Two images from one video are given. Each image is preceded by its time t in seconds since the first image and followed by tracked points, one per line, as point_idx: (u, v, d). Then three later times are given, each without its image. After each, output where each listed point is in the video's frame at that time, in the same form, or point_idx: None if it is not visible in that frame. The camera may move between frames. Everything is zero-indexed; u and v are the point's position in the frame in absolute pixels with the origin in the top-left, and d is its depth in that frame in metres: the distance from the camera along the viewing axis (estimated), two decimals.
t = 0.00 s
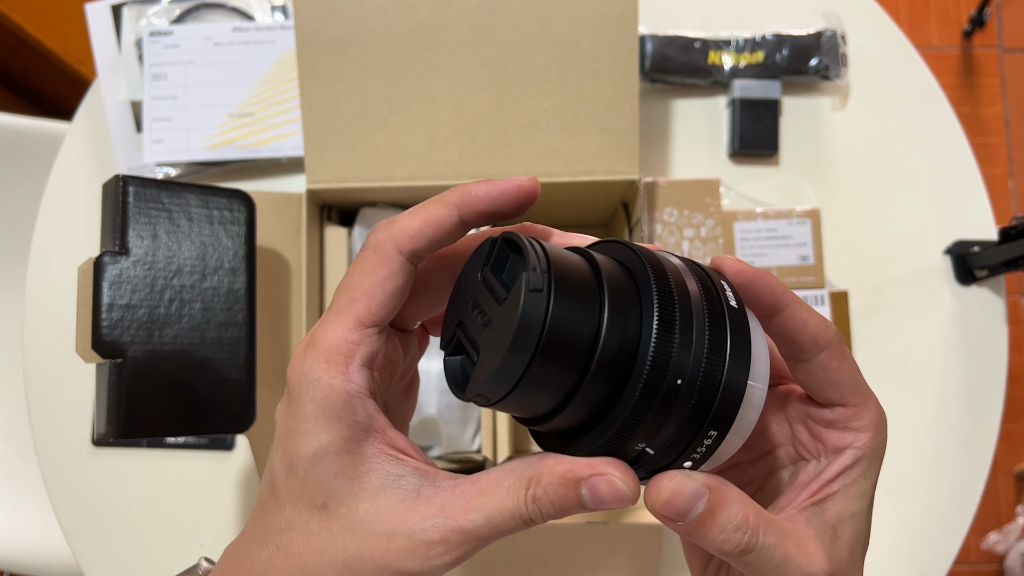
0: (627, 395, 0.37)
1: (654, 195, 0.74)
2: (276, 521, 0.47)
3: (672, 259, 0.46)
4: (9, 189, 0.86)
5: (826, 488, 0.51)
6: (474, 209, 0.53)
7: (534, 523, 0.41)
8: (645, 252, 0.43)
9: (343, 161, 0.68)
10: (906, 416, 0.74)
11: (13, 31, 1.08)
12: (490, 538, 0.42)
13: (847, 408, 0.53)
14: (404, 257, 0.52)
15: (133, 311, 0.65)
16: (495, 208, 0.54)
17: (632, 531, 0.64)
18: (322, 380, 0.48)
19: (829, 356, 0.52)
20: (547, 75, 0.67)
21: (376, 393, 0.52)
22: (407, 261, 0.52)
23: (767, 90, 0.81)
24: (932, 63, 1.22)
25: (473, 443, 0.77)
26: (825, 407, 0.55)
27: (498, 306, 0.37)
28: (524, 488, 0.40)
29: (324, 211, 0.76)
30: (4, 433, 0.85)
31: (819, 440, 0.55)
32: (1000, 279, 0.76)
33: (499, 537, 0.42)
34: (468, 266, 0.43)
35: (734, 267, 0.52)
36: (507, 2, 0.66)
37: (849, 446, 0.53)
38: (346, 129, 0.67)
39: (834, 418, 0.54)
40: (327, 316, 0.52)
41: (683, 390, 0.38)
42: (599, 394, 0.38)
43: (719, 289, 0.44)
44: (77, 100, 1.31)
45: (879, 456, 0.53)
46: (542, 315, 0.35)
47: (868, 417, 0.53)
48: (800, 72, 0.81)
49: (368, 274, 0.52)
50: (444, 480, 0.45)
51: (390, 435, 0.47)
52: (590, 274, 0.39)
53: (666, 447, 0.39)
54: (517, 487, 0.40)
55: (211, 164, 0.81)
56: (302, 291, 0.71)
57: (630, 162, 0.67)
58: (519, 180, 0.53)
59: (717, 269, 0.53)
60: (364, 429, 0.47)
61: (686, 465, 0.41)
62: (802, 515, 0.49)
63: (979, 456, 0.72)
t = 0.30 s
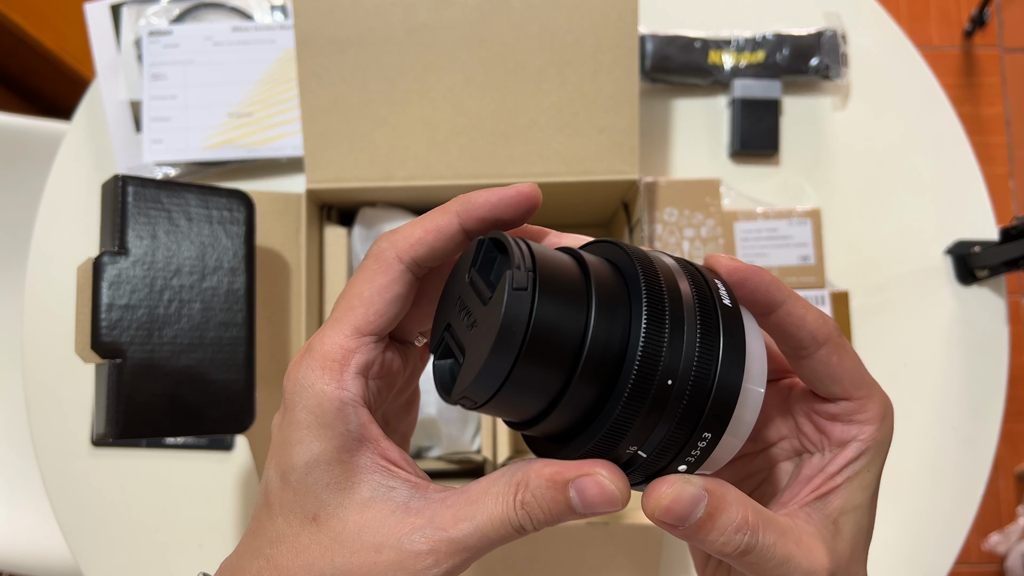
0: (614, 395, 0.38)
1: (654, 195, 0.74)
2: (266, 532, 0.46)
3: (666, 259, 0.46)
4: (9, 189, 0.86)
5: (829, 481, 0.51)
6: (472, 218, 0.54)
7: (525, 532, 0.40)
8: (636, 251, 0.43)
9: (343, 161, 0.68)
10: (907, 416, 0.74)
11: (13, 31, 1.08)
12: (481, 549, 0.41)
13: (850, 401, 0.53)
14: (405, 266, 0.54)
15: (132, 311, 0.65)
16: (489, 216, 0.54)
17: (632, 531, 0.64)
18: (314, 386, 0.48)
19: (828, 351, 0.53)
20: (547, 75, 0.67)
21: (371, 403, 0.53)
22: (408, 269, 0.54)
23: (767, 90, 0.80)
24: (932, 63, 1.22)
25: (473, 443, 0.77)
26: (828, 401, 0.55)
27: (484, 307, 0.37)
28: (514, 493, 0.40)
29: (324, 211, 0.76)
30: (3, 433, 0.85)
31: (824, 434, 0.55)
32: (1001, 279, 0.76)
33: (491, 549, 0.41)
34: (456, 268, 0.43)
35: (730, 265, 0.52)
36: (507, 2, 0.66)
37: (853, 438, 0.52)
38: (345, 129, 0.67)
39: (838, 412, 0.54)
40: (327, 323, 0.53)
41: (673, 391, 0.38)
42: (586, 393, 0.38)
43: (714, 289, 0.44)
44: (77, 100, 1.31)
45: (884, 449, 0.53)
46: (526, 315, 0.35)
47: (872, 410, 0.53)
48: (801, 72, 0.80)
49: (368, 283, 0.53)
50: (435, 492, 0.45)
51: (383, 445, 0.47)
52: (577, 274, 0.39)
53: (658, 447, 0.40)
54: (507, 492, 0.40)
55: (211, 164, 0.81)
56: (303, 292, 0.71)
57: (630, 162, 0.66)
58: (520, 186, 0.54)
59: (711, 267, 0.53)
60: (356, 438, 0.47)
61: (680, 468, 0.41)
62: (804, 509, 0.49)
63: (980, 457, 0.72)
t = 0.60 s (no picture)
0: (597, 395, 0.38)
1: (654, 195, 0.73)
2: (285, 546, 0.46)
3: (664, 266, 0.47)
4: (8, 189, 0.86)
5: (820, 517, 0.50)
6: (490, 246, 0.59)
7: (534, 527, 0.38)
8: (626, 253, 0.43)
9: (343, 161, 0.68)
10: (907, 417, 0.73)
11: (13, 31, 1.08)
12: (488, 548, 0.39)
13: (863, 441, 0.51)
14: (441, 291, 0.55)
15: (132, 311, 0.65)
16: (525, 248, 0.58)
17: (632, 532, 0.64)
18: (331, 390, 0.50)
19: (848, 394, 0.49)
20: (547, 75, 0.66)
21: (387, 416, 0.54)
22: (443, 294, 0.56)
23: (767, 90, 0.80)
24: (933, 63, 1.22)
25: (472, 443, 0.77)
26: (843, 435, 0.53)
27: (472, 306, 0.38)
28: (520, 486, 0.38)
29: (324, 211, 0.75)
30: (3, 434, 0.85)
31: (832, 464, 0.54)
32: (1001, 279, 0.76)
33: (499, 549, 0.39)
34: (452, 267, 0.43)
35: (745, 314, 0.45)
36: (507, 2, 0.66)
37: (858, 477, 0.51)
38: (345, 128, 0.67)
39: (850, 447, 0.52)
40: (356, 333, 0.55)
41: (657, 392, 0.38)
42: (568, 394, 0.37)
43: (705, 295, 0.45)
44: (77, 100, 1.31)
45: (892, 491, 0.51)
46: (511, 313, 0.35)
47: (887, 452, 0.51)
48: (801, 72, 0.80)
49: (403, 303, 0.54)
50: (444, 494, 0.43)
51: (394, 447, 0.48)
52: (564, 271, 0.39)
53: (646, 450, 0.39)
54: (513, 486, 0.38)
55: (211, 164, 0.81)
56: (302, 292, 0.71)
57: (630, 162, 0.66)
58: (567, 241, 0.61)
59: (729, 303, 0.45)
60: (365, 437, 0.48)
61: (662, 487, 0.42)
62: (787, 540, 0.49)
63: (980, 457, 0.72)
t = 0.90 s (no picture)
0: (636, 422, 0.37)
1: (654, 195, 0.73)
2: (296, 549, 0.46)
3: (676, 274, 0.46)
4: (8, 189, 0.86)
5: (834, 518, 0.49)
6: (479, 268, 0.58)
7: (562, 551, 0.37)
8: (646, 270, 0.42)
9: (343, 161, 0.68)
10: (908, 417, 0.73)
11: (13, 31, 1.08)
12: (512, 566, 0.38)
13: (873, 436, 0.51)
14: (450, 309, 0.54)
15: (131, 311, 0.65)
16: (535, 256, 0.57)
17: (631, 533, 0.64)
18: (337, 401, 0.50)
19: (858, 382, 0.51)
20: (547, 75, 0.66)
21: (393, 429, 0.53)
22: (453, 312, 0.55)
23: (767, 90, 0.80)
24: (933, 63, 1.22)
25: (473, 444, 0.77)
26: (852, 432, 0.53)
27: (513, 339, 0.37)
28: (552, 505, 0.37)
29: (324, 211, 0.75)
30: (3, 434, 0.85)
31: (841, 463, 0.54)
32: (1001, 279, 0.76)
33: (530, 567, 0.38)
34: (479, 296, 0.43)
35: (749, 293, 0.51)
36: (507, 2, 0.66)
37: (868, 476, 0.51)
38: (345, 128, 0.67)
39: (859, 445, 0.53)
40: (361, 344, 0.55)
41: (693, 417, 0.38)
42: (604, 422, 0.37)
43: (726, 304, 0.44)
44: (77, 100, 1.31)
45: (903, 492, 0.51)
46: (557, 349, 0.35)
47: (895, 451, 0.51)
48: (801, 72, 0.80)
49: (411, 316, 0.55)
50: (465, 504, 0.42)
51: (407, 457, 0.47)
52: (590, 296, 0.38)
53: (681, 469, 0.39)
54: (545, 505, 0.37)
55: (211, 164, 0.81)
56: (302, 292, 0.71)
57: (630, 162, 0.66)
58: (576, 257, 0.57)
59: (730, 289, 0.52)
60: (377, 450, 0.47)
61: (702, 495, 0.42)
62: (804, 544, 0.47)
63: (981, 457, 0.72)
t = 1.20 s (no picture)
0: (634, 431, 0.37)
1: (654, 195, 0.73)
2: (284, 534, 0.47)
3: (674, 279, 0.46)
4: (9, 189, 0.86)
5: (832, 496, 0.50)
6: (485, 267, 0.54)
7: (548, 558, 0.39)
8: (642, 276, 0.42)
9: (344, 161, 0.68)
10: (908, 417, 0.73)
11: (12, 31, 1.08)
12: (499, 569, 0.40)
13: (854, 411, 0.53)
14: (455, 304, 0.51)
15: (131, 311, 0.65)
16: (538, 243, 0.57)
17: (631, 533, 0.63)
18: (335, 393, 0.49)
19: (827, 354, 0.52)
20: (547, 75, 0.66)
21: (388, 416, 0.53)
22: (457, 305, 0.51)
23: (768, 90, 0.80)
24: (933, 63, 1.22)
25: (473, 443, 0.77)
26: (831, 410, 0.54)
27: (493, 341, 0.36)
28: (542, 515, 0.38)
29: (324, 211, 0.75)
30: (3, 433, 0.85)
31: (828, 444, 0.54)
32: (1001, 279, 0.76)
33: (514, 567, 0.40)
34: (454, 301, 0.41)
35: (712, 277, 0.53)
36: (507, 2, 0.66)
37: (857, 451, 0.52)
38: (345, 128, 0.67)
39: (842, 422, 0.53)
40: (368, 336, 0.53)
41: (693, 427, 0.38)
42: (604, 427, 0.36)
43: (723, 309, 0.44)
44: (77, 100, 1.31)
45: (890, 462, 0.52)
46: (539, 351, 0.34)
47: (876, 423, 0.53)
48: (801, 72, 0.80)
49: (415, 308, 0.51)
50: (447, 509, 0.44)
51: (401, 453, 0.47)
52: (588, 302, 0.38)
53: (676, 475, 0.39)
54: (535, 514, 0.39)
55: (211, 164, 0.81)
56: (302, 292, 0.70)
57: (630, 162, 0.66)
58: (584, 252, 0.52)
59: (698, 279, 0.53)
60: (373, 447, 0.47)
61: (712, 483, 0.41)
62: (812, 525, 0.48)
63: (981, 457, 0.72)
